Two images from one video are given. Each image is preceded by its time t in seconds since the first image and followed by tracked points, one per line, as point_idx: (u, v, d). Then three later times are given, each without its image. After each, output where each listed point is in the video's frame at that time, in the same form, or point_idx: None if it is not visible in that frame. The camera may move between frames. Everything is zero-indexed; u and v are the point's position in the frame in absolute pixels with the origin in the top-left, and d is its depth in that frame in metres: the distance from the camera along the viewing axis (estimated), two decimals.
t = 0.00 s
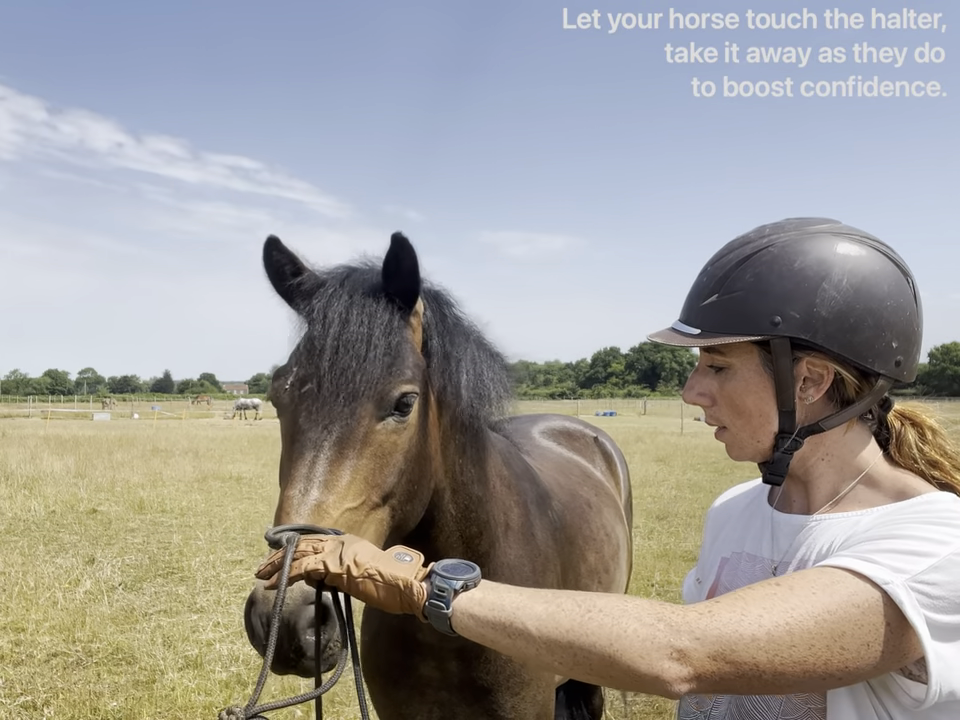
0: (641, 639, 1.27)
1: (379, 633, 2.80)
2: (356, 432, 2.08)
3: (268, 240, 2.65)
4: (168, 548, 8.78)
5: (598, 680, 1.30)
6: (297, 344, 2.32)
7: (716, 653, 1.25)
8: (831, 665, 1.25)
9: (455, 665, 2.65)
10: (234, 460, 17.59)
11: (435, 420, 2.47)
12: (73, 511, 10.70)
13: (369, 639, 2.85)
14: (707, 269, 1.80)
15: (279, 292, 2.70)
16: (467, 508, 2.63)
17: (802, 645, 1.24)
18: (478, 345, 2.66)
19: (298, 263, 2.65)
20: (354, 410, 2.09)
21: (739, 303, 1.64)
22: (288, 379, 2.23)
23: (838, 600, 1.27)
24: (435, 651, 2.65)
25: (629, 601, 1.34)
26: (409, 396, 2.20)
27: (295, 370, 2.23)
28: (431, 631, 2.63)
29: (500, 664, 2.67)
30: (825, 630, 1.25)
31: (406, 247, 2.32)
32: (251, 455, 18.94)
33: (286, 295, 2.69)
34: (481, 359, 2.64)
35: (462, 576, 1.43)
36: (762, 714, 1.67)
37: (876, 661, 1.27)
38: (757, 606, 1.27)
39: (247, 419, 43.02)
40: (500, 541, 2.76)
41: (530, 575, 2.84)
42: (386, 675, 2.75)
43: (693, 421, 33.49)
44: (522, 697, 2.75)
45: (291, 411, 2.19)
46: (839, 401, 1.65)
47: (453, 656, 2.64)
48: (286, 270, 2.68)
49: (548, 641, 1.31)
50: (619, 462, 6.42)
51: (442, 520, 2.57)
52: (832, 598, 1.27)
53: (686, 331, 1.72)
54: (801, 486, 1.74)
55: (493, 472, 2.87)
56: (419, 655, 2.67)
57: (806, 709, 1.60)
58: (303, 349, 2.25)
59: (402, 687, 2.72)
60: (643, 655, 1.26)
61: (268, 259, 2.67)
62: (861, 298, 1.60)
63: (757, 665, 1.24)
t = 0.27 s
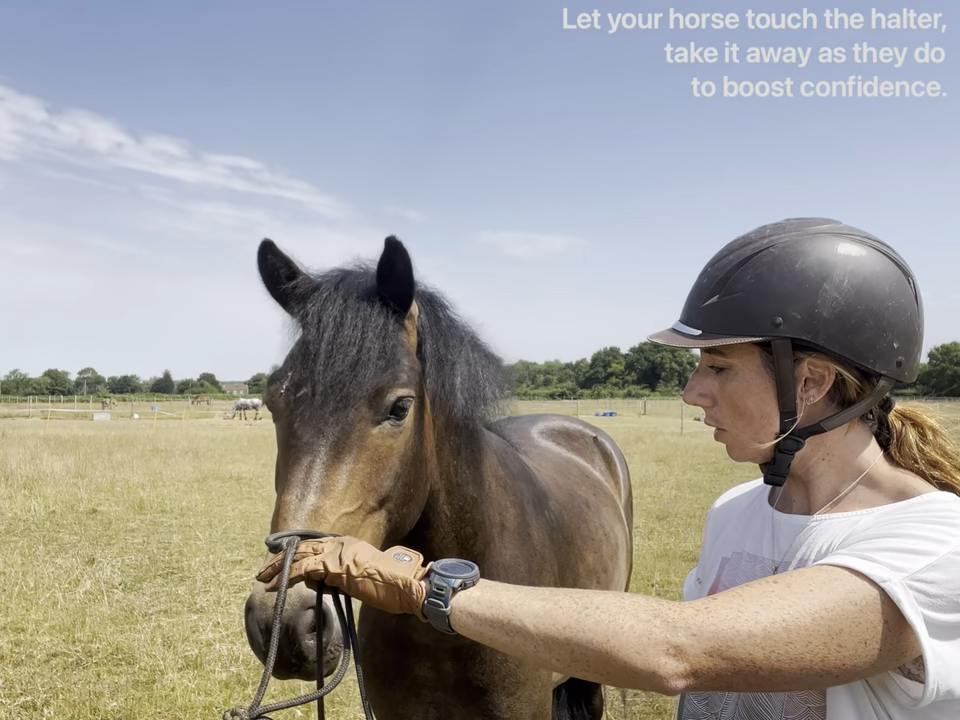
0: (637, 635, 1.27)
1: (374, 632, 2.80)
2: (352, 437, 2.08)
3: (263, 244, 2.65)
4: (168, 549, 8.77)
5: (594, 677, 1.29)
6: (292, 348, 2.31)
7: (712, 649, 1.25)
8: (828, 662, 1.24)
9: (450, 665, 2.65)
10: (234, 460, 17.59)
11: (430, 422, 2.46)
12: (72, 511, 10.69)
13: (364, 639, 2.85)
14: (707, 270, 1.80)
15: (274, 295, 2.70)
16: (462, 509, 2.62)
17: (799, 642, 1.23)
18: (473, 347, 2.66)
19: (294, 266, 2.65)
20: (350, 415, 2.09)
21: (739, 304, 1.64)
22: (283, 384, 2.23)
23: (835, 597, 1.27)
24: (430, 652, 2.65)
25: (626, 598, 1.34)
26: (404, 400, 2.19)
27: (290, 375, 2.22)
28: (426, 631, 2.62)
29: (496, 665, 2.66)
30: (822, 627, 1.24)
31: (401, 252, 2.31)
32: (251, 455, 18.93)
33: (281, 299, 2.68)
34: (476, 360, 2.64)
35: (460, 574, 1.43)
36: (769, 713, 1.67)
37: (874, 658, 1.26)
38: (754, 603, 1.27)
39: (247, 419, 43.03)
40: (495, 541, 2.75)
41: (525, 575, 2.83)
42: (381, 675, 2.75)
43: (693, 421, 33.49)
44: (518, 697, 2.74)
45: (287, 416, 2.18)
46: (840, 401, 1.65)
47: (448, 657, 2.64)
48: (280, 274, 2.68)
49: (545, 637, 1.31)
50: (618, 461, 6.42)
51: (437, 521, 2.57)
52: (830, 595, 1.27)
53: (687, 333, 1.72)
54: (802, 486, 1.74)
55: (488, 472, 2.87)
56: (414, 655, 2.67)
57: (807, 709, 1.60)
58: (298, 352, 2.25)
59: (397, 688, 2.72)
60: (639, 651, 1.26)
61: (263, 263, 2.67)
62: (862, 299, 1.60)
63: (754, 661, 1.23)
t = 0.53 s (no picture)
0: (633, 632, 1.27)
1: (370, 632, 2.80)
2: (355, 439, 2.08)
3: (268, 243, 2.65)
4: (168, 548, 8.77)
5: (591, 673, 1.29)
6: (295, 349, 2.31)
7: (706, 646, 1.25)
8: (823, 659, 1.24)
9: (446, 666, 2.65)
10: (233, 460, 17.59)
11: (428, 426, 2.46)
12: (72, 511, 10.69)
13: (360, 638, 2.85)
14: (707, 270, 1.80)
15: (278, 295, 2.70)
16: (458, 511, 2.63)
17: (794, 640, 1.24)
18: (473, 350, 2.66)
19: (299, 266, 2.65)
20: (353, 417, 2.09)
21: (738, 305, 1.64)
22: (287, 384, 2.23)
23: (830, 595, 1.27)
24: (426, 652, 2.65)
25: (622, 596, 1.34)
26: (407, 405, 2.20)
27: (294, 376, 2.22)
28: (422, 631, 2.63)
29: (492, 665, 2.67)
30: (817, 625, 1.24)
31: (409, 255, 2.31)
32: (251, 455, 18.93)
33: (285, 299, 2.68)
34: (476, 363, 2.65)
35: (457, 572, 1.44)
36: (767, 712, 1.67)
37: (869, 656, 1.26)
38: (750, 601, 1.27)
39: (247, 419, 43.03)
40: (492, 542, 2.76)
41: (522, 576, 2.84)
42: (377, 675, 2.75)
43: (693, 421, 33.50)
44: (513, 698, 2.74)
45: (289, 416, 2.18)
46: (839, 402, 1.65)
47: (444, 658, 2.64)
48: (285, 274, 2.68)
49: (541, 635, 1.31)
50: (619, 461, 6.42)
51: (433, 523, 2.58)
52: (825, 593, 1.27)
53: (686, 333, 1.72)
54: (801, 486, 1.74)
55: (486, 474, 2.87)
56: (410, 655, 2.68)
57: (805, 708, 1.60)
58: (302, 353, 2.25)
59: (394, 688, 2.72)
60: (634, 648, 1.26)
61: (268, 262, 2.67)
62: (860, 299, 1.60)
63: (749, 658, 1.23)
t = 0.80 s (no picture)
0: (630, 632, 1.27)
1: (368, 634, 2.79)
2: (362, 434, 2.08)
3: (268, 241, 2.65)
4: (168, 548, 8.77)
5: (588, 674, 1.29)
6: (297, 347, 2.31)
7: (704, 646, 1.25)
8: (820, 659, 1.24)
9: (446, 667, 2.66)
10: (234, 460, 17.59)
11: (433, 423, 2.46)
12: (72, 511, 10.69)
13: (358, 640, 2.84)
14: (705, 271, 1.80)
15: (278, 294, 2.70)
16: (460, 510, 2.63)
17: (791, 639, 1.24)
18: (473, 350, 2.66)
19: (300, 264, 2.65)
20: (359, 412, 2.09)
21: (737, 305, 1.64)
22: (290, 383, 2.23)
23: (827, 595, 1.27)
24: (426, 652, 2.65)
25: (619, 596, 1.35)
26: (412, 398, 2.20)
27: (297, 374, 2.22)
28: (421, 632, 2.62)
29: (491, 666, 2.67)
30: (814, 625, 1.24)
31: (408, 250, 2.32)
32: (251, 455, 18.93)
33: (285, 298, 2.68)
34: (476, 363, 2.65)
35: (456, 574, 1.44)
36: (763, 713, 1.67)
37: (866, 656, 1.26)
38: (747, 601, 1.27)
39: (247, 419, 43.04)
40: (492, 542, 2.75)
41: (522, 576, 2.84)
42: (377, 676, 2.75)
43: (693, 421, 33.50)
44: (513, 698, 2.74)
45: (294, 414, 2.18)
46: (838, 402, 1.65)
47: (444, 658, 2.64)
48: (285, 273, 2.68)
49: (539, 636, 1.31)
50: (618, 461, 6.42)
51: (436, 523, 2.57)
52: (822, 593, 1.27)
53: (685, 333, 1.72)
54: (800, 486, 1.74)
55: (486, 474, 2.86)
56: (409, 656, 2.67)
57: (802, 708, 1.59)
58: (305, 351, 2.25)
59: (393, 689, 2.72)
60: (631, 648, 1.26)
61: (268, 260, 2.67)
62: (859, 300, 1.60)
63: (746, 658, 1.23)
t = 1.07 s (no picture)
0: (633, 631, 1.27)
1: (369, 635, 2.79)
2: (364, 433, 2.09)
3: (273, 238, 2.66)
4: (168, 548, 8.78)
5: (591, 673, 1.30)
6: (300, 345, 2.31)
7: (707, 645, 1.25)
8: (823, 659, 1.25)
9: (447, 667, 2.66)
10: (234, 460, 17.59)
11: (437, 420, 2.46)
12: (72, 511, 10.69)
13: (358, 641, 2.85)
14: (707, 271, 1.80)
15: (282, 290, 2.70)
16: (462, 511, 2.63)
17: (794, 639, 1.24)
18: (477, 349, 2.66)
19: (305, 261, 2.65)
20: (361, 410, 2.09)
21: (739, 305, 1.64)
22: (292, 380, 2.22)
23: (830, 595, 1.27)
24: (427, 653, 2.65)
25: (622, 596, 1.35)
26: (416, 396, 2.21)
27: (300, 371, 2.22)
28: (424, 632, 2.62)
29: (493, 667, 2.67)
30: (817, 624, 1.25)
31: (413, 246, 2.32)
32: (251, 455, 18.93)
33: (290, 295, 2.68)
34: (480, 361, 2.67)
35: (458, 573, 1.44)
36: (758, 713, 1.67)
37: (868, 655, 1.27)
38: (750, 601, 1.27)
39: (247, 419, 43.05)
40: (494, 543, 2.76)
41: (523, 577, 2.84)
42: (377, 677, 2.75)
43: (693, 421, 33.51)
44: (514, 699, 2.75)
45: (296, 411, 2.18)
46: (838, 402, 1.66)
47: (445, 659, 2.64)
48: (289, 269, 2.68)
49: (542, 635, 1.31)
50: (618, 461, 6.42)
51: (438, 524, 2.57)
52: (825, 593, 1.27)
53: (686, 333, 1.73)
54: (801, 485, 1.74)
55: (488, 474, 2.87)
56: (410, 657, 2.68)
57: (802, 706, 1.60)
58: (307, 349, 2.25)
59: (394, 689, 2.73)
60: (634, 647, 1.26)
61: (273, 257, 2.67)
62: (860, 300, 1.60)
63: (749, 657, 1.24)
